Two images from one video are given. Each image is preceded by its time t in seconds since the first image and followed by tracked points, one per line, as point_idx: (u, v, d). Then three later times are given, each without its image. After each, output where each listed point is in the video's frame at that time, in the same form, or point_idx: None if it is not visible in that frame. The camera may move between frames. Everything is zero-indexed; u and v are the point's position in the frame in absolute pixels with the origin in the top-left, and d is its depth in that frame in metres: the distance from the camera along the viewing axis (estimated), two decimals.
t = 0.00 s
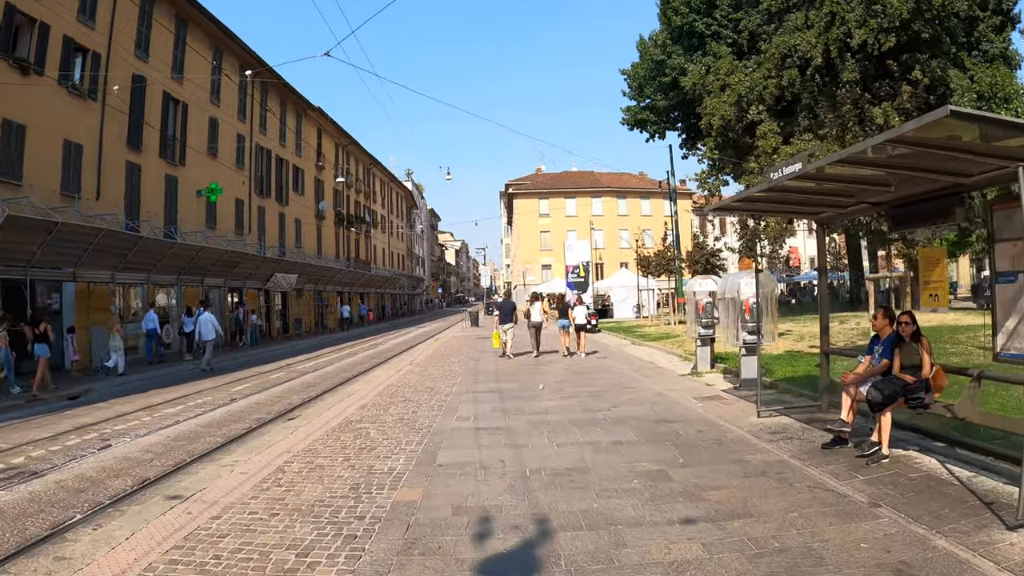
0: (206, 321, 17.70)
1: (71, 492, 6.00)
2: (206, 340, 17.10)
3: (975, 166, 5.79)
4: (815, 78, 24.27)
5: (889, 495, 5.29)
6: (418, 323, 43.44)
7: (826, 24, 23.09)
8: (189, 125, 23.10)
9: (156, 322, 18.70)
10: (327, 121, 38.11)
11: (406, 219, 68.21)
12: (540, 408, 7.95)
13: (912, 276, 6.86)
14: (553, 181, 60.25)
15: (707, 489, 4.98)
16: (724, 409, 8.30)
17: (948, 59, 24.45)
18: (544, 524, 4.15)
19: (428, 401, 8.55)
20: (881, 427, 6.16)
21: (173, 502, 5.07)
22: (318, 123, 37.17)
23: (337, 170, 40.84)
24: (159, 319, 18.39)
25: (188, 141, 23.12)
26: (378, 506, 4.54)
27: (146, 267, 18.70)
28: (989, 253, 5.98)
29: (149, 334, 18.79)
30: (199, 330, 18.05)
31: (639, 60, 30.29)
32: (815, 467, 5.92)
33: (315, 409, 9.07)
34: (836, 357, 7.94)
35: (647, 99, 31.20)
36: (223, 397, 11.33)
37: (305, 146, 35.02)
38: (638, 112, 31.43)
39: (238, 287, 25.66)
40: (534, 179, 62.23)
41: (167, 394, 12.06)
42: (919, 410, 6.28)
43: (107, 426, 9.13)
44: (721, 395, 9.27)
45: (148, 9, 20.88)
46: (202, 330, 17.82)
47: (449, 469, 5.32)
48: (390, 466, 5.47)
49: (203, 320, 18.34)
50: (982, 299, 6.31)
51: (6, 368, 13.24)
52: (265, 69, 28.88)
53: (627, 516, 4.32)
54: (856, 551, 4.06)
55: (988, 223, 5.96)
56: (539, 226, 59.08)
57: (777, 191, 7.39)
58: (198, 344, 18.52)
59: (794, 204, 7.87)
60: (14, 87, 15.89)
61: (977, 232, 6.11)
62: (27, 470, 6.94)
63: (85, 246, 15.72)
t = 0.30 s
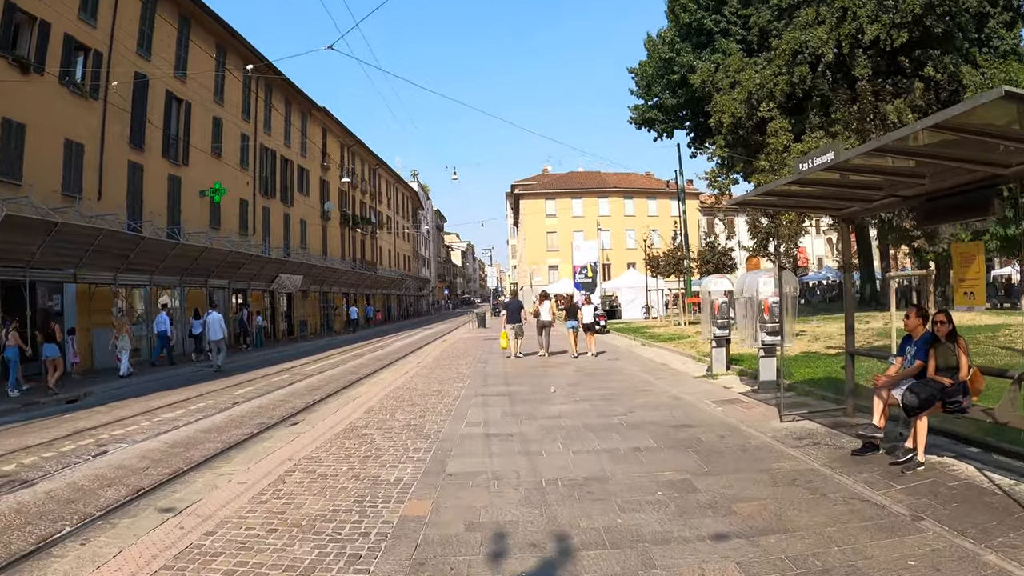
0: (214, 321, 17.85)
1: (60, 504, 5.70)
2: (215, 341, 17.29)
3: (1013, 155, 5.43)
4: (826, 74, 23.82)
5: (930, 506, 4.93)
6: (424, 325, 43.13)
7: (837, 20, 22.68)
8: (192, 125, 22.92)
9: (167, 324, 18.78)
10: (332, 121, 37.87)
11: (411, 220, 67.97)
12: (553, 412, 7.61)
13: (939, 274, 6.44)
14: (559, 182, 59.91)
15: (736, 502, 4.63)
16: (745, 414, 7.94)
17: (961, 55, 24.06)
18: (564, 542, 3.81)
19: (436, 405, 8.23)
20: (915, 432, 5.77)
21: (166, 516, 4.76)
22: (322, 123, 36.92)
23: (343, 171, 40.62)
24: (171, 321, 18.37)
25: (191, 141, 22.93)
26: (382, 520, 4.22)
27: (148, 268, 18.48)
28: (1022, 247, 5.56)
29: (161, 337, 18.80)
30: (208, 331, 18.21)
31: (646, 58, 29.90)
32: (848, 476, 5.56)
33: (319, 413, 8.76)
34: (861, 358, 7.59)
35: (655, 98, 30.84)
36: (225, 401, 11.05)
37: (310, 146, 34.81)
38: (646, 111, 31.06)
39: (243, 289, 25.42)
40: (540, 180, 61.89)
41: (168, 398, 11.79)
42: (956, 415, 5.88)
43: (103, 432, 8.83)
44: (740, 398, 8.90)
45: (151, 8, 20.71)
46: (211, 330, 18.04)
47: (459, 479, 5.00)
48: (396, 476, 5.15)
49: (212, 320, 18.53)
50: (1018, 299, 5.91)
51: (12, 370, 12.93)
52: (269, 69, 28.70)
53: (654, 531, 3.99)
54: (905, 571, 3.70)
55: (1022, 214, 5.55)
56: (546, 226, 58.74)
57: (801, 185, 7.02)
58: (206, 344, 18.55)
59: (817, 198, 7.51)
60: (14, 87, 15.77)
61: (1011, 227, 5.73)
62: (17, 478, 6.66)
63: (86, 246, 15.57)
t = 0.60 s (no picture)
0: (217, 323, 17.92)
1: (39, 518, 5.38)
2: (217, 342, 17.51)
3: None
4: (830, 71, 23.49)
5: (964, 519, 4.62)
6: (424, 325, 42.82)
7: (842, 15, 22.32)
8: (188, 123, 22.63)
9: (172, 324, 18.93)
10: (330, 120, 37.51)
11: (411, 220, 67.60)
12: (558, 418, 7.29)
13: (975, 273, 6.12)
14: (560, 181, 59.59)
15: (758, 518, 4.33)
16: (758, 419, 7.63)
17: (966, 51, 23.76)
18: (577, 566, 3.51)
19: (436, 410, 7.91)
20: (945, 441, 5.47)
21: (148, 535, 4.45)
22: (320, 122, 36.54)
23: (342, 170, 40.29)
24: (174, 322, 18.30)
25: (188, 140, 22.63)
26: (379, 540, 3.91)
27: (143, 269, 18.18)
28: None
29: (166, 338, 18.73)
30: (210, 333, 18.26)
31: (648, 55, 29.55)
32: (874, 487, 5.25)
33: (315, 419, 8.45)
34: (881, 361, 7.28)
35: (656, 96, 30.51)
36: (219, 405, 10.73)
37: (308, 145, 34.50)
38: (647, 109, 30.73)
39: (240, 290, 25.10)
40: (540, 179, 61.56)
41: (161, 403, 11.46)
42: (988, 422, 5.57)
43: (92, 440, 8.51)
44: (751, 402, 8.58)
45: (145, 5, 20.39)
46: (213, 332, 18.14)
47: (462, 493, 4.69)
48: (394, 489, 4.84)
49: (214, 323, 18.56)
50: None
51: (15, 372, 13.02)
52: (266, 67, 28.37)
53: (673, 553, 3.69)
54: None
55: None
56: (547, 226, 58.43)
57: (820, 180, 6.67)
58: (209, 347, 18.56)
59: (834, 195, 7.19)
60: (5, 84, 15.44)
61: None
62: None
63: (79, 247, 15.26)
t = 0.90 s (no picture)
0: (222, 320, 17.71)
1: (16, 525, 5.05)
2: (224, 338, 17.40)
3: None
4: (842, 66, 23.00)
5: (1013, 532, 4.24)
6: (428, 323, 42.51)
7: (854, 9, 21.79)
8: (189, 118, 22.34)
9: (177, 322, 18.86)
10: (333, 116, 37.15)
11: (415, 217, 67.22)
12: (566, 420, 6.93)
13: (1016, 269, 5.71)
14: (565, 179, 59.13)
15: (788, 533, 3.95)
16: (776, 421, 7.25)
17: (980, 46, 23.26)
18: None
19: (439, 411, 7.56)
20: (984, 447, 5.06)
21: (126, 546, 4.11)
22: (324, 118, 36.21)
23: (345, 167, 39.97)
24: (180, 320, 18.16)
25: (188, 135, 22.34)
26: (375, 556, 3.56)
27: (142, 265, 17.90)
28: None
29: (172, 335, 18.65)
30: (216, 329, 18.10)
31: (655, 51, 29.05)
32: (909, 497, 4.87)
33: (313, 419, 8.10)
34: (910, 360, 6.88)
35: (664, 92, 30.03)
36: (215, 404, 10.39)
37: (312, 141, 34.18)
38: (654, 106, 30.25)
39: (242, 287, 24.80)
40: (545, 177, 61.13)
41: (156, 401, 11.13)
42: None
43: (81, 440, 8.19)
44: (768, 404, 8.20)
45: None
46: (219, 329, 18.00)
47: (465, 503, 4.33)
48: (392, 499, 4.48)
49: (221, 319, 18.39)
50: None
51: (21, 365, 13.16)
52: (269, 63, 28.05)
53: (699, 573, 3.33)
54: None
55: None
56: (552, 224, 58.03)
57: (851, 168, 6.18)
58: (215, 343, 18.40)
59: (861, 185, 6.78)
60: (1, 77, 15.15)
61: None
62: None
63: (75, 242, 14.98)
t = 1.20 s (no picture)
0: (225, 321, 17.50)
1: None
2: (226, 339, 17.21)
3: None
4: (849, 61, 22.58)
5: None
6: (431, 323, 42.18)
7: (861, 3, 21.37)
8: (187, 115, 22.03)
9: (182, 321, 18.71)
10: (334, 114, 36.82)
11: (416, 215, 66.88)
12: (574, 427, 6.60)
13: None
14: (566, 177, 58.71)
15: (819, 558, 3.63)
16: (794, 428, 6.91)
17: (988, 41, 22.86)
18: None
19: (440, 417, 7.24)
20: None
21: (98, 570, 3.78)
22: (324, 115, 35.84)
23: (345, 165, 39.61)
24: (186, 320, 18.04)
25: (186, 132, 22.04)
26: None
27: (138, 264, 17.60)
28: None
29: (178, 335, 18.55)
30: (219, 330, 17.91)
31: (658, 46, 28.57)
32: (945, 514, 4.53)
33: (309, 425, 7.78)
34: (935, 365, 6.55)
35: (667, 88, 29.57)
36: (209, 409, 10.06)
37: (312, 139, 33.85)
38: (657, 102, 29.77)
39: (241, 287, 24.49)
40: (547, 175, 60.71)
41: (148, 405, 10.80)
42: None
43: (66, 448, 7.86)
44: (784, 409, 7.87)
45: None
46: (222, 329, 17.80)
47: (467, 524, 4.00)
48: (391, 518, 4.16)
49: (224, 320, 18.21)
50: None
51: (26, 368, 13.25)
52: (268, 60, 27.74)
53: None
54: None
55: None
56: (554, 222, 57.67)
57: (879, 159, 5.81)
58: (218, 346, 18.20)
59: (885, 179, 6.40)
60: None
61: None
62: None
63: (69, 241, 14.68)
